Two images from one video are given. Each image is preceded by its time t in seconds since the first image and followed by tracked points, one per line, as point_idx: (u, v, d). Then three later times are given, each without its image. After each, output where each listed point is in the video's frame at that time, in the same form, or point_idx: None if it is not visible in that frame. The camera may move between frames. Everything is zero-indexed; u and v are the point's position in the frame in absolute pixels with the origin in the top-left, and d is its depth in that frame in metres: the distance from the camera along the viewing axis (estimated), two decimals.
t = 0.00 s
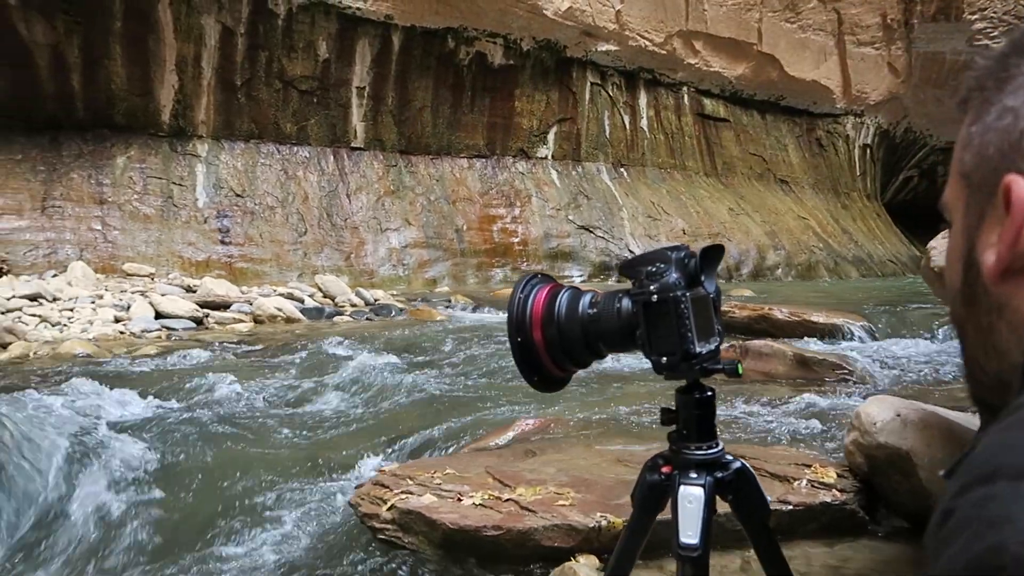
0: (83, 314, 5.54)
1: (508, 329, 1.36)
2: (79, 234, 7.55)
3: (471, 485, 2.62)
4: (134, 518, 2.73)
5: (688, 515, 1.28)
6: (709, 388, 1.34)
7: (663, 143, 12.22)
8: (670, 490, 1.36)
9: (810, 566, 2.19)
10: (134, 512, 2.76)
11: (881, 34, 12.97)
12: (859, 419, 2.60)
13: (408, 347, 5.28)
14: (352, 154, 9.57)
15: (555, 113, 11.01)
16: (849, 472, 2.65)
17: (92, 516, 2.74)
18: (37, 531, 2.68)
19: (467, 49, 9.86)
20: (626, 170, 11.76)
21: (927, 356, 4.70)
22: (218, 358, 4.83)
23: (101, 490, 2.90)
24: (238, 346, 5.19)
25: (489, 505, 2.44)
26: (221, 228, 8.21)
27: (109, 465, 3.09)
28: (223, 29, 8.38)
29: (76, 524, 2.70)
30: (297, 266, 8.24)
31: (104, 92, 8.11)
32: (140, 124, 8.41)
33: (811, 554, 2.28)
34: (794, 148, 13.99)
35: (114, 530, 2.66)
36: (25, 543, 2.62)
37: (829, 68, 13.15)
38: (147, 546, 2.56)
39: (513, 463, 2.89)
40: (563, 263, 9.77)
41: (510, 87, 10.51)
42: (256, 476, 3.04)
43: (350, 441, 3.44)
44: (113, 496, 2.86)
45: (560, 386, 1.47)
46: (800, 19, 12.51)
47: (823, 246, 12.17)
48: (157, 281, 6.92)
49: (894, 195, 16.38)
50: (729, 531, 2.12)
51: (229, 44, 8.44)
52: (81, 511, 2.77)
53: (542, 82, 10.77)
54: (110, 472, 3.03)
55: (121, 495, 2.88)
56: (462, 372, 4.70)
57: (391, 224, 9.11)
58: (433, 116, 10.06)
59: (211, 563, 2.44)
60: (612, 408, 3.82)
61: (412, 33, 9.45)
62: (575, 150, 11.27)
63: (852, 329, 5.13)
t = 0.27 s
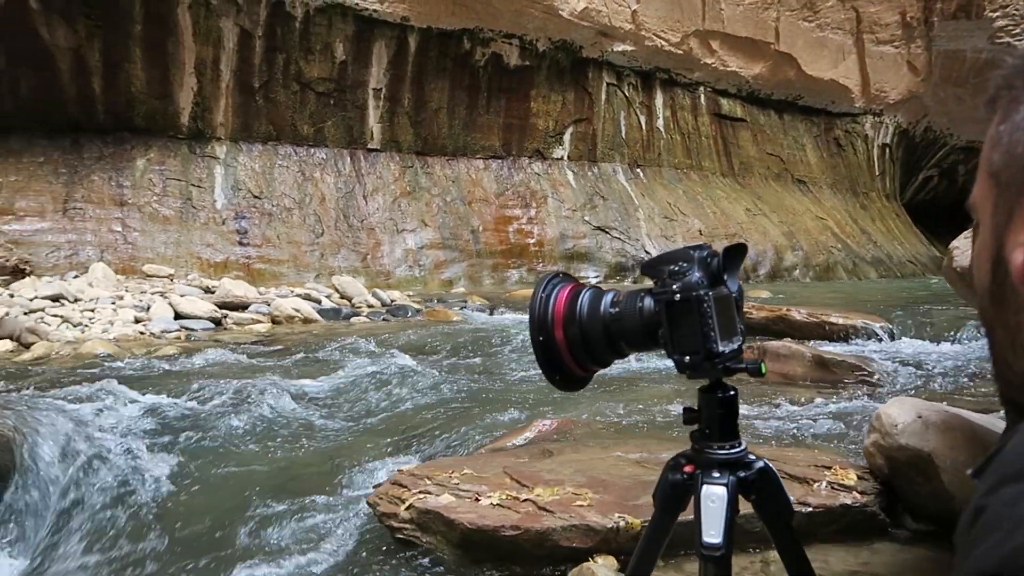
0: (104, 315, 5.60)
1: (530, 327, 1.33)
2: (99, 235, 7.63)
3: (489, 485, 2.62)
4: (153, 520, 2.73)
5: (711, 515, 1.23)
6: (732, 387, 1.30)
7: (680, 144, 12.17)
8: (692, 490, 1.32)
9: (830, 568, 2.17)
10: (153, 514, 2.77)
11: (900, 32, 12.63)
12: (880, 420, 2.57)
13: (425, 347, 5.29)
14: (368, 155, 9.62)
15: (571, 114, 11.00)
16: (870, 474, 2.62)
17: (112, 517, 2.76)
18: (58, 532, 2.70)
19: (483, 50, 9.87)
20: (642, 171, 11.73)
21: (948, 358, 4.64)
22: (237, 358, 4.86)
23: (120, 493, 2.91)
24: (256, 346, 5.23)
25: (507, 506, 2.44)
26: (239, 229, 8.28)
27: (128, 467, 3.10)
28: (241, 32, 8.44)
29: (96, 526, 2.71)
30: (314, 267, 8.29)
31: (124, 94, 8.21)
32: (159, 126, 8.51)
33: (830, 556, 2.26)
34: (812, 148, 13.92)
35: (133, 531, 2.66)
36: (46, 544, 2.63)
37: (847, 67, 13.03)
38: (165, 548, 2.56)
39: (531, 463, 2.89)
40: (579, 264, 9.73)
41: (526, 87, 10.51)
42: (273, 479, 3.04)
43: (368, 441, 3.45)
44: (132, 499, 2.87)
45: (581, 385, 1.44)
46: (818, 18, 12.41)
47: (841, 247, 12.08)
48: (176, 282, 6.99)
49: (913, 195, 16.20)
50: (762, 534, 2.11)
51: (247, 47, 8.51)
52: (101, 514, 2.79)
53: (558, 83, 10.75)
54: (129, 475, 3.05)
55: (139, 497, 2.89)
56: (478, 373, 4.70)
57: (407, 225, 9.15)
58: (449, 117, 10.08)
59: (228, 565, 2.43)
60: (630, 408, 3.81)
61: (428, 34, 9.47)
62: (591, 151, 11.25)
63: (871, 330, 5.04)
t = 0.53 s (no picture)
0: (120, 314, 5.65)
1: (547, 324, 1.30)
2: (116, 236, 7.71)
3: (503, 485, 2.62)
4: (168, 522, 2.74)
5: (730, 511, 1.23)
6: (750, 384, 1.29)
7: (693, 143, 12.14)
8: (710, 488, 1.30)
9: (847, 569, 2.15)
10: (168, 516, 2.77)
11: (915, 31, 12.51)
12: (896, 420, 2.55)
13: (438, 347, 5.31)
14: (381, 155, 9.65)
15: (584, 114, 11.00)
16: (887, 474, 2.60)
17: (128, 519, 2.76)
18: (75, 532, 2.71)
19: (496, 50, 9.87)
20: (655, 171, 11.70)
21: (966, 359, 4.59)
22: (251, 358, 4.89)
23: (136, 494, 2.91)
24: (270, 346, 5.25)
25: (521, 505, 2.44)
26: (253, 230, 8.33)
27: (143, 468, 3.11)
28: (256, 33, 8.49)
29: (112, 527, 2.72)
30: (327, 267, 8.33)
31: (140, 96, 8.29)
32: (174, 128, 8.58)
33: (846, 556, 2.25)
34: (826, 148, 13.86)
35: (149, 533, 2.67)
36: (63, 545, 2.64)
37: (862, 66, 12.94)
38: (180, 549, 2.56)
39: (544, 462, 2.89)
40: (592, 263, 9.69)
41: (538, 87, 10.52)
42: (287, 479, 3.03)
43: (381, 441, 3.45)
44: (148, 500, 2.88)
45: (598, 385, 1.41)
46: (832, 17, 12.34)
47: (856, 247, 12.01)
48: (191, 282, 7.04)
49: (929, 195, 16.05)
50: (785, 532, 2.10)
51: (261, 49, 8.56)
52: (117, 515, 2.79)
53: (571, 83, 10.75)
54: (144, 476, 3.05)
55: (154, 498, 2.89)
56: (491, 372, 4.70)
57: (420, 226, 9.18)
58: (462, 117, 10.09)
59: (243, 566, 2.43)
60: (644, 408, 3.79)
61: (441, 35, 9.48)
62: (604, 151, 11.23)
63: (888, 330, 5.01)
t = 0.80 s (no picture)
0: (137, 314, 5.71)
1: (567, 324, 1.27)
2: (132, 236, 7.77)
3: (518, 484, 2.62)
4: (187, 523, 2.74)
5: (751, 512, 1.22)
6: (772, 383, 1.27)
7: (707, 143, 12.09)
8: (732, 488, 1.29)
9: (866, 570, 2.13)
10: (186, 516, 2.78)
11: (933, 29, 12.65)
12: (915, 421, 2.54)
13: (452, 347, 5.32)
14: (396, 156, 9.69)
15: (597, 114, 10.98)
16: (905, 476, 2.58)
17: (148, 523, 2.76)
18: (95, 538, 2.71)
19: (510, 50, 9.87)
20: (669, 170, 11.66)
21: (985, 360, 4.54)
22: (266, 357, 4.91)
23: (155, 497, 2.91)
24: (286, 346, 5.28)
25: (536, 504, 2.44)
26: (268, 230, 8.38)
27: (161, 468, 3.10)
28: (271, 35, 8.54)
29: (132, 532, 2.72)
30: (342, 267, 8.36)
31: (156, 97, 8.37)
32: (190, 129, 8.65)
33: (865, 558, 2.23)
34: (842, 147, 13.65)
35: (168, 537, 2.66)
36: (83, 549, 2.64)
37: (878, 65, 12.84)
38: (200, 554, 2.56)
39: (560, 462, 2.89)
40: (606, 263, 9.72)
41: (552, 87, 10.51)
42: (304, 479, 3.03)
43: (396, 441, 3.45)
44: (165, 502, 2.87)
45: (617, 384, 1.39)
46: (848, 16, 12.26)
47: (872, 247, 11.93)
48: (207, 282, 7.10)
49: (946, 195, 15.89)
50: (804, 533, 2.09)
51: (277, 50, 8.61)
52: (135, 515, 2.81)
53: (585, 83, 10.75)
54: (162, 476, 3.05)
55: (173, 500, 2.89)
56: (504, 372, 4.71)
57: (434, 226, 9.20)
58: (475, 118, 10.12)
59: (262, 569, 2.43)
60: (659, 408, 3.78)
61: (455, 35, 9.50)
62: (617, 151, 11.21)
63: (904, 330, 4.94)
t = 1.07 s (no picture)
0: (153, 314, 5.76)
1: (583, 323, 1.26)
2: (148, 236, 7.83)
3: (532, 484, 2.63)
4: (206, 523, 2.75)
5: (769, 511, 1.20)
6: (790, 382, 1.25)
7: (721, 143, 12.04)
8: (749, 487, 1.28)
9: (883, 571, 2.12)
10: (204, 514, 2.80)
11: (949, 27, 12.43)
12: (932, 422, 2.52)
13: (465, 347, 5.33)
14: (409, 156, 9.72)
15: (610, 114, 10.97)
16: (922, 477, 2.56)
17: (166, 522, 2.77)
18: (115, 538, 2.73)
19: (523, 50, 9.87)
20: (683, 170, 11.62)
21: (1003, 361, 4.49)
22: (281, 357, 4.94)
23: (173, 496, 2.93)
24: (300, 345, 5.31)
25: (551, 504, 2.44)
26: (282, 230, 8.42)
27: (178, 468, 3.12)
28: (285, 36, 8.59)
29: (151, 532, 2.73)
30: (356, 268, 8.40)
31: (172, 99, 8.45)
32: (205, 130, 8.72)
33: (882, 559, 2.21)
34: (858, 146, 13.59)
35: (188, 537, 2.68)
36: (103, 549, 2.66)
37: (894, 63, 12.74)
38: (217, 553, 2.58)
39: (574, 462, 2.89)
40: (619, 263, 9.70)
41: (565, 87, 10.50)
42: (320, 479, 3.03)
43: (411, 440, 3.46)
44: (183, 502, 2.89)
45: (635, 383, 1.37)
46: (864, 14, 12.17)
47: (888, 247, 11.84)
48: (222, 282, 7.15)
49: (962, 194, 15.73)
50: (820, 535, 2.07)
51: (291, 51, 8.66)
52: (153, 513, 2.83)
53: (598, 83, 10.73)
54: (179, 474, 3.08)
55: (190, 499, 2.90)
56: (518, 372, 4.71)
57: (447, 226, 9.22)
58: (489, 118, 10.12)
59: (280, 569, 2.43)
60: (673, 408, 3.77)
61: (468, 36, 9.50)
62: (630, 151, 11.18)
63: (921, 331, 4.89)
